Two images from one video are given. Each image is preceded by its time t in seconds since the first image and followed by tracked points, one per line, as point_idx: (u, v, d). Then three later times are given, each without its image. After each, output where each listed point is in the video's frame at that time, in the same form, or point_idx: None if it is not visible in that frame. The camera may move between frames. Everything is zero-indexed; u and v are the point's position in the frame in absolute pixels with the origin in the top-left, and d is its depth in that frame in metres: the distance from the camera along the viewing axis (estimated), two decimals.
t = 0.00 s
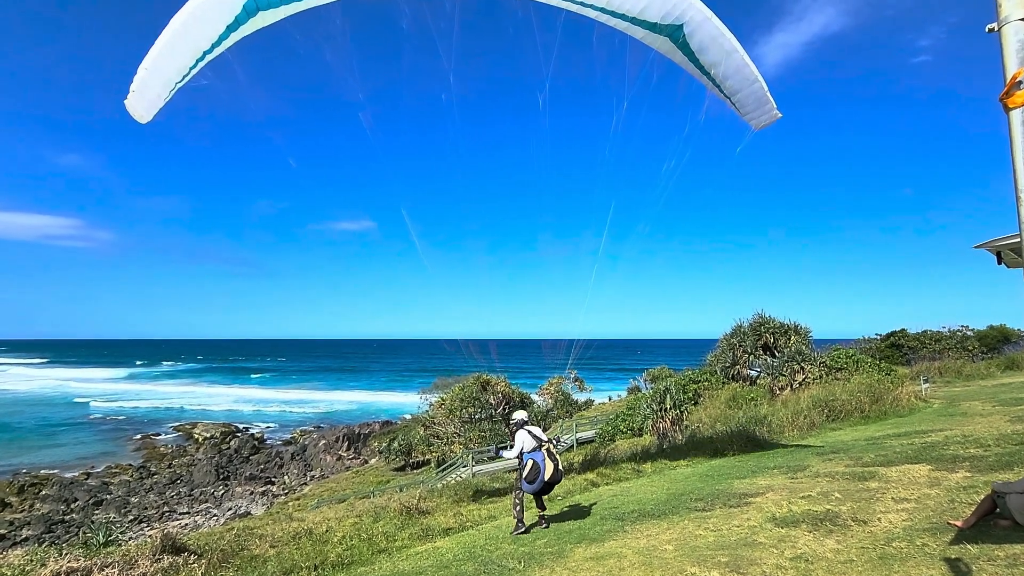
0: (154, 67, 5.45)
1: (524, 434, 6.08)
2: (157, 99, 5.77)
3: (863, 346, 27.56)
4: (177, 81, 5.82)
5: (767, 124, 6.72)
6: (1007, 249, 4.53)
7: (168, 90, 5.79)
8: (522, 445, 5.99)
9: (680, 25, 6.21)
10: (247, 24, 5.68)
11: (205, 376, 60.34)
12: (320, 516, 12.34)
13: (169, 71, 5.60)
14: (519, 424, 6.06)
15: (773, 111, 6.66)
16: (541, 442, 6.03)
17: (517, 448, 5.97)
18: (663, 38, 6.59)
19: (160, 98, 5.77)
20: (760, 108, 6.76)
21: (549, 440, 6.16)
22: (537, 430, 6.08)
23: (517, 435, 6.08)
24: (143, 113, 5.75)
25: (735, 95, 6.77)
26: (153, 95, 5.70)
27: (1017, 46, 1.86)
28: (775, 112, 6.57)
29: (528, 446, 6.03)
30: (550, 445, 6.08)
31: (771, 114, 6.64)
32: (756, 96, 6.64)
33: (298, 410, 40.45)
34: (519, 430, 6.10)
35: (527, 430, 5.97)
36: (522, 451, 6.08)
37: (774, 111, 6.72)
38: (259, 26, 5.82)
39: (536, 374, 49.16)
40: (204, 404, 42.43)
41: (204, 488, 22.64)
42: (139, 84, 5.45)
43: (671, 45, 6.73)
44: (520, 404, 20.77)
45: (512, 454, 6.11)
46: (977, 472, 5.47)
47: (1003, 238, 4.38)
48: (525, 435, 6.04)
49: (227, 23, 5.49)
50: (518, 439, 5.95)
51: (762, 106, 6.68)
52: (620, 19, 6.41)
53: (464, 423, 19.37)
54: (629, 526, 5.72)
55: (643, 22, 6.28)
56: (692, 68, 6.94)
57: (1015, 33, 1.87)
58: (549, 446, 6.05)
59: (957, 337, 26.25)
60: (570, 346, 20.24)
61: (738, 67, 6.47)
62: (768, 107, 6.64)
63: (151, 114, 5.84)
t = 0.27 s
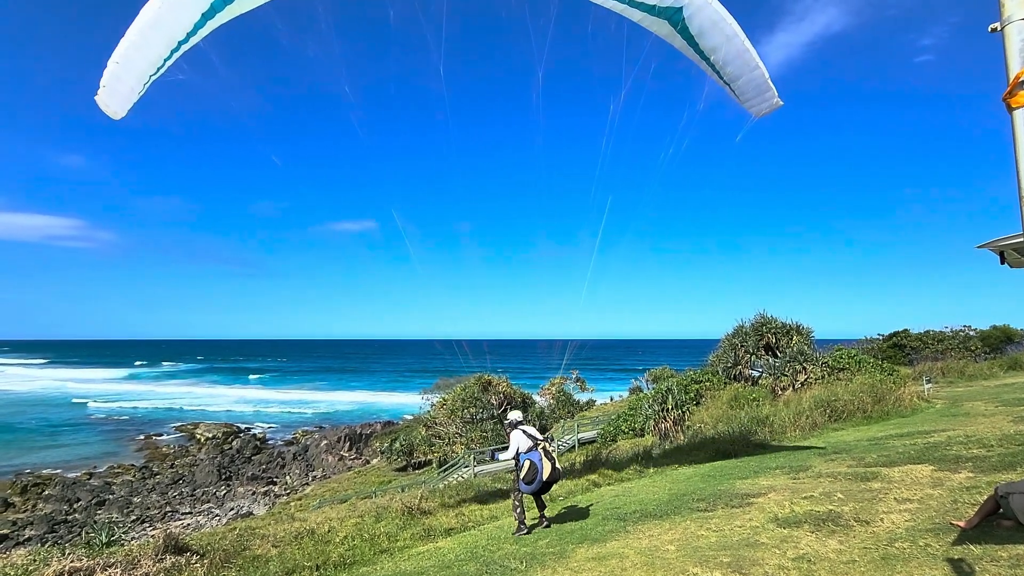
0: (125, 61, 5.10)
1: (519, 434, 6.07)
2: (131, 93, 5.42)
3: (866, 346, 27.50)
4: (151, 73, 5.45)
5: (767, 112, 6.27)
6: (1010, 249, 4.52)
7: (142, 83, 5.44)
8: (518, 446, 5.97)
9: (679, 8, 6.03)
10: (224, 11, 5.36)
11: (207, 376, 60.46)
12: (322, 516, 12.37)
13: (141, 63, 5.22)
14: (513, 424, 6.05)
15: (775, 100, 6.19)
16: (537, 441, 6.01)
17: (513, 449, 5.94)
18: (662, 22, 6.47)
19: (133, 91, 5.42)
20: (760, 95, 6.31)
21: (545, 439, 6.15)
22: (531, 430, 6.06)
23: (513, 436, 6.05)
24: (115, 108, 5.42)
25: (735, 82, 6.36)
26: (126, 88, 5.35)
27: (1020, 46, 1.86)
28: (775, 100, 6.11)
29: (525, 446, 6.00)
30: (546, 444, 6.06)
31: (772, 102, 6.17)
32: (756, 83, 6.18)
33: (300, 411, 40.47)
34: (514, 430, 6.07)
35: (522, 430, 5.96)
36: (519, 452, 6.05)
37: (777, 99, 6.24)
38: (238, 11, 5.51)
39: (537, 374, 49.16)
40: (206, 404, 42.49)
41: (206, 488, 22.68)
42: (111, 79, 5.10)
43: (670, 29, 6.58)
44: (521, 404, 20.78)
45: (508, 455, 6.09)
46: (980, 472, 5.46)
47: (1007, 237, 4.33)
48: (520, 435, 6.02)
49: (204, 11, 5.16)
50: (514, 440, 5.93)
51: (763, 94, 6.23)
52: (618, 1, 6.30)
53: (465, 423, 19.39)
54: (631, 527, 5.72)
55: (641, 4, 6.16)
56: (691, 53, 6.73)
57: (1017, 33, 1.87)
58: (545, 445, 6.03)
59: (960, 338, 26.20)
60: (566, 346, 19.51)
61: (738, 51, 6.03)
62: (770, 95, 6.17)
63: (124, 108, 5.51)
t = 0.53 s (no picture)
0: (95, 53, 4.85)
1: (516, 434, 5.99)
2: (103, 85, 5.22)
3: (870, 346, 27.44)
4: (125, 64, 5.22)
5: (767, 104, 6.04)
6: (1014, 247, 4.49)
7: (116, 75, 5.23)
8: (514, 447, 5.88)
9: None
10: None
11: (210, 377, 60.64)
12: (325, 516, 12.41)
13: (113, 54, 4.99)
14: (510, 425, 5.99)
15: (774, 91, 5.98)
16: (532, 441, 5.91)
17: (509, 450, 5.86)
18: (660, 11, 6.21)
19: (105, 83, 5.21)
20: (759, 87, 6.08)
21: (542, 439, 6.03)
22: (529, 430, 5.96)
23: (509, 438, 5.98)
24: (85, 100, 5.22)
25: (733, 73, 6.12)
26: (98, 80, 5.14)
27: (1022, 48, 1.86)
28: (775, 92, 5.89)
29: (521, 447, 5.92)
30: (542, 443, 5.95)
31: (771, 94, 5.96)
32: (756, 74, 5.96)
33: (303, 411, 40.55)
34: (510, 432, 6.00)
35: (517, 431, 5.87)
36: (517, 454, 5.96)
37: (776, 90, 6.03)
38: None
39: (540, 375, 49.19)
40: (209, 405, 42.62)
41: (210, 488, 22.75)
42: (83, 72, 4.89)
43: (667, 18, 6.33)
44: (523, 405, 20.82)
45: (507, 457, 6.01)
46: (984, 473, 5.44)
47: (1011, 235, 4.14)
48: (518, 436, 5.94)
49: None
50: (509, 440, 5.88)
51: (761, 86, 6.01)
52: None
53: (467, 424, 19.45)
54: (634, 527, 5.72)
55: None
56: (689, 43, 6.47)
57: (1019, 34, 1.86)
58: (541, 445, 5.92)
59: (964, 338, 26.11)
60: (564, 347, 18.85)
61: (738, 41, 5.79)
62: (769, 86, 5.95)
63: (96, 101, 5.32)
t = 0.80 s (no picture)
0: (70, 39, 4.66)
1: (516, 434, 5.87)
2: (82, 76, 5.03)
3: (876, 346, 27.32)
4: (104, 55, 5.01)
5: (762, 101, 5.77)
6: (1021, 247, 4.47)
7: (95, 66, 5.02)
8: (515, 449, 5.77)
9: None
10: None
11: (215, 377, 60.83)
12: (330, 516, 12.42)
13: (89, 43, 4.78)
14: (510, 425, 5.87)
15: (770, 87, 5.72)
16: (534, 443, 5.80)
17: (509, 451, 5.76)
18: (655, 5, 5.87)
19: (84, 74, 5.02)
20: (754, 83, 5.79)
21: (543, 440, 5.93)
22: (529, 430, 5.85)
23: (510, 438, 5.85)
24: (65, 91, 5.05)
25: (727, 68, 5.82)
26: (75, 70, 4.95)
27: None
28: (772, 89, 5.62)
29: (522, 448, 5.80)
30: (543, 444, 5.84)
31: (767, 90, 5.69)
32: (752, 70, 5.68)
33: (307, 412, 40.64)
34: (511, 432, 5.86)
35: (518, 432, 5.75)
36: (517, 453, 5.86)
37: (771, 86, 5.79)
38: None
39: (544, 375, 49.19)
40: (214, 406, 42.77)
41: (215, 488, 22.84)
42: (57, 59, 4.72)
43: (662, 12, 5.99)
44: (527, 405, 20.86)
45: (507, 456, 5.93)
46: (992, 474, 5.41)
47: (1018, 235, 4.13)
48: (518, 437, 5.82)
49: None
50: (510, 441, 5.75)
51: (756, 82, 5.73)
52: None
53: (471, 425, 19.53)
54: (638, 528, 5.72)
55: None
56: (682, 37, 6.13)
57: None
58: (542, 446, 5.82)
59: (971, 338, 25.94)
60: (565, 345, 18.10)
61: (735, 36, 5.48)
62: (766, 82, 5.68)
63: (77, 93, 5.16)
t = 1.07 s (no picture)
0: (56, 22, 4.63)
1: (515, 436, 5.79)
2: (67, 65, 4.98)
3: (882, 347, 27.19)
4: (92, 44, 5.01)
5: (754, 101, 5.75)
6: None
7: (81, 55, 4.97)
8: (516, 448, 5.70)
9: None
10: None
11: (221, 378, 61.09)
12: (335, 517, 12.44)
13: (79, 33, 4.78)
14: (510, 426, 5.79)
15: (762, 88, 5.72)
16: (537, 443, 5.74)
17: (511, 451, 5.68)
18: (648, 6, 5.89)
19: (70, 63, 4.97)
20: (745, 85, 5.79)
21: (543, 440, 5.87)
22: (529, 432, 5.79)
23: (511, 438, 5.76)
24: (48, 80, 4.98)
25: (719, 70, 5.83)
26: (60, 59, 4.91)
27: None
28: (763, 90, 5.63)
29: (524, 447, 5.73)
30: (545, 445, 5.79)
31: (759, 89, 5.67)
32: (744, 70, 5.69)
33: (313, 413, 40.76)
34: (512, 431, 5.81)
35: (520, 433, 5.68)
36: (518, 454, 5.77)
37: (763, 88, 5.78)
38: None
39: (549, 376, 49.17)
40: (220, 407, 42.95)
41: (221, 489, 22.93)
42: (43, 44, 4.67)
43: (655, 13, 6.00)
44: (531, 406, 20.87)
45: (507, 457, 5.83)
46: (1001, 475, 5.37)
47: None
48: (518, 438, 5.74)
49: None
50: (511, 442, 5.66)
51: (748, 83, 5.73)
52: None
53: (476, 425, 19.48)
54: (644, 529, 5.71)
55: None
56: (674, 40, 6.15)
57: None
58: (545, 446, 5.76)
59: (979, 339, 25.76)
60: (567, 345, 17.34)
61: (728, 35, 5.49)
62: (757, 83, 5.69)
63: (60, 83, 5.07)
